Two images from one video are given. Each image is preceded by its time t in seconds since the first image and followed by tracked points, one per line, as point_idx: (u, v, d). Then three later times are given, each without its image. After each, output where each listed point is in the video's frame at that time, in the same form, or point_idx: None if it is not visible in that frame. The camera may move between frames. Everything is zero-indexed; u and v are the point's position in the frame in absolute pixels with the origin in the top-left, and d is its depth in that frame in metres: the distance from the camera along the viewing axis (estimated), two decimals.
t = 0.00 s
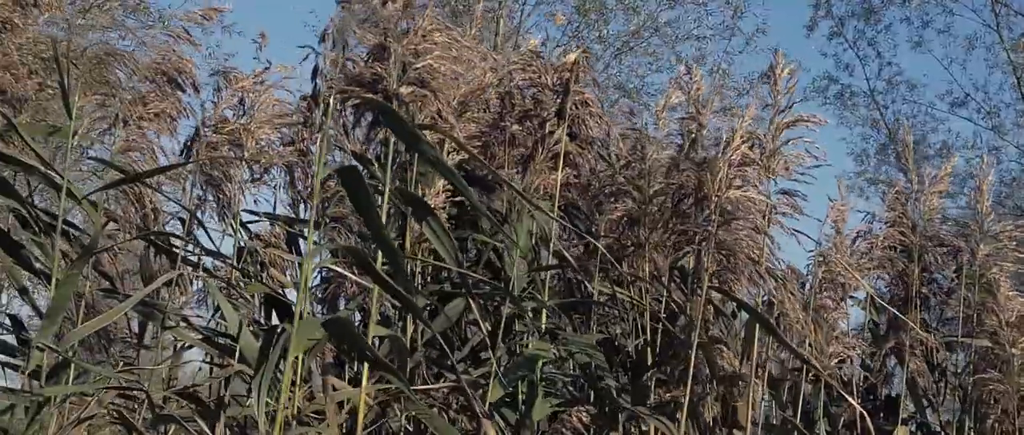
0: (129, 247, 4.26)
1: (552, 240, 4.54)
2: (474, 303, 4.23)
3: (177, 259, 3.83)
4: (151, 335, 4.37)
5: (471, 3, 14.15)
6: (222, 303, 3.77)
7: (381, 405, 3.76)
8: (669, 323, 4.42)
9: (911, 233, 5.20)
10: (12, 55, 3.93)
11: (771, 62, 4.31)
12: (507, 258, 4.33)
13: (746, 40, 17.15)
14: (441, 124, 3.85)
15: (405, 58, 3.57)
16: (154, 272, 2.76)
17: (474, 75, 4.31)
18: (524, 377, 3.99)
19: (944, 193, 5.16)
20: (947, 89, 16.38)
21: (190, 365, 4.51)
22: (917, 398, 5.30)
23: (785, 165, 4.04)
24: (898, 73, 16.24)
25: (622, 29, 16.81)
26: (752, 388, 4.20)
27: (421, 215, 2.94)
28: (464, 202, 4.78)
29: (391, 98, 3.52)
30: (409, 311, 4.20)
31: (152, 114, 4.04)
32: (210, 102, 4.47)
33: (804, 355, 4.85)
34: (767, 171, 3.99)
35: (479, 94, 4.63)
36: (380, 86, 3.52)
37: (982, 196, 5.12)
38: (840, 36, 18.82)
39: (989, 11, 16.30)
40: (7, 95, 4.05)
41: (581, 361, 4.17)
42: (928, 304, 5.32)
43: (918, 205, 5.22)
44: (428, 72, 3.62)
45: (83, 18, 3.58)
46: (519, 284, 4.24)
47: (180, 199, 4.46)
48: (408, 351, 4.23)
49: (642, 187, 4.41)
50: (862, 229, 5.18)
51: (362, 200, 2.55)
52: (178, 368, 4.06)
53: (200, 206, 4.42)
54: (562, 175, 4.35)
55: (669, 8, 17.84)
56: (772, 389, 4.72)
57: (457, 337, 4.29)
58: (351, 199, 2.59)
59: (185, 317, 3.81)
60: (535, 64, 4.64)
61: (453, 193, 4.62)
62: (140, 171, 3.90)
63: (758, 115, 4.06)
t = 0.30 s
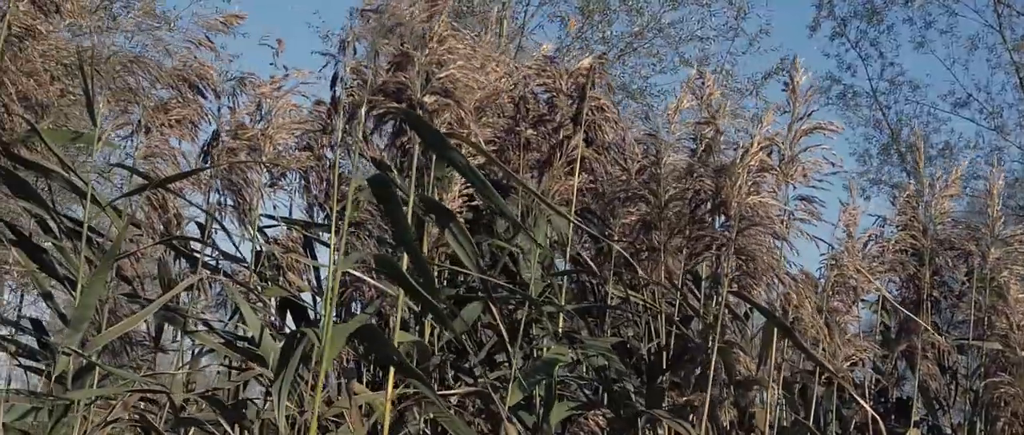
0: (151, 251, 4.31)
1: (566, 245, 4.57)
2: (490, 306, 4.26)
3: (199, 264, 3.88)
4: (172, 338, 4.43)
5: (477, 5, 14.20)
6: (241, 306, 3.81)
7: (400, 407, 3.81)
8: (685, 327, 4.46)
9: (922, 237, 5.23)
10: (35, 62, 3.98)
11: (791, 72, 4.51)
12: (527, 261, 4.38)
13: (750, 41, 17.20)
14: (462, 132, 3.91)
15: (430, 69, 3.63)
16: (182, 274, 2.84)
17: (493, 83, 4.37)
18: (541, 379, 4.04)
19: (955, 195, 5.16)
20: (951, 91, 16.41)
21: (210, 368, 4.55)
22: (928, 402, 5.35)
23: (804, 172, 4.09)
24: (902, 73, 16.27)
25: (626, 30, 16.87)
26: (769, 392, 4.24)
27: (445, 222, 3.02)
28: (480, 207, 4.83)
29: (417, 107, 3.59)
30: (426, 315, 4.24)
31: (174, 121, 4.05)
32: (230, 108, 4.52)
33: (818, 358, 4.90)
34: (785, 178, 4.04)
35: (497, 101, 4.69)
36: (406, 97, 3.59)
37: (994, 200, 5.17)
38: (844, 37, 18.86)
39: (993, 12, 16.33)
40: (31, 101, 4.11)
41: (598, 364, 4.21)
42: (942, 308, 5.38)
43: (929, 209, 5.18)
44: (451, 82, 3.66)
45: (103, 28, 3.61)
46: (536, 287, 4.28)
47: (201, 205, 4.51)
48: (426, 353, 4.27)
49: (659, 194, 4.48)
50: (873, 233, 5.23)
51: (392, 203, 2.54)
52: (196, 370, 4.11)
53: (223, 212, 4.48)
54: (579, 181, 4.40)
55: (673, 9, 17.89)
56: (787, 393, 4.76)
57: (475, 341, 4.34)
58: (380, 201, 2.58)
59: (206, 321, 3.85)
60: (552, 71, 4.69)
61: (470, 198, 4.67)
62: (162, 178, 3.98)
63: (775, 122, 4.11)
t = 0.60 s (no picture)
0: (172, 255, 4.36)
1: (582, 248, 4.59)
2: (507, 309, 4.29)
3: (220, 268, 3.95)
4: (192, 340, 4.46)
5: (481, 5, 14.16)
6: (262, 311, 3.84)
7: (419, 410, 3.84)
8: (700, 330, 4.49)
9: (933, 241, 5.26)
10: (58, 68, 4.00)
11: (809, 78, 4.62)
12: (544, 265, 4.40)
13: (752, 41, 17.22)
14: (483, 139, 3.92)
15: (454, 77, 3.65)
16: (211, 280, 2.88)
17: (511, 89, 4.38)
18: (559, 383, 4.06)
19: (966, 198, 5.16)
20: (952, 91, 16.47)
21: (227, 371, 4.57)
22: (939, 405, 5.38)
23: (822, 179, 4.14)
24: (904, 74, 16.31)
25: (628, 30, 16.87)
26: (786, 395, 4.27)
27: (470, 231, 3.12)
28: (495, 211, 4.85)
29: (440, 115, 3.60)
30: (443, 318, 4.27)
31: (196, 127, 4.14)
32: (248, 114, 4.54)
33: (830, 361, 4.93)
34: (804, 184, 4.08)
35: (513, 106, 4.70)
36: (429, 105, 3.61)
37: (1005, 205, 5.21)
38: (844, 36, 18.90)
39: (995, 11, 16.37)
40: (54, 107, 4.13)
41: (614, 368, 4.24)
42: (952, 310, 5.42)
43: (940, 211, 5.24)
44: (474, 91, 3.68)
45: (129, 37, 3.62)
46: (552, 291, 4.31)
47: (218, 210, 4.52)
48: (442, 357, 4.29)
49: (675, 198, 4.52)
50: (886, 237, 5.26)
51: (421, 207, 2.75)
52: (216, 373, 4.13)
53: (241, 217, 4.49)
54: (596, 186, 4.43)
55: (676, 9, 17.89)
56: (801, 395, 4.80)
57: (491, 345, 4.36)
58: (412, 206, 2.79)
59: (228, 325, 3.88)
60: (568, 77, 4.76)
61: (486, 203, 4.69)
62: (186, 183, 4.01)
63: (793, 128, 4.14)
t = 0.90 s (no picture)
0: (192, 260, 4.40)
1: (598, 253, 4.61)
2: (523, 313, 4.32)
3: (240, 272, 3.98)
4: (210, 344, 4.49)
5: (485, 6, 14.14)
6: (282, 315, 3.88)
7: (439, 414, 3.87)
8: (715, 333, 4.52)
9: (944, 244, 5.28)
10: (80, 74, 4.01)
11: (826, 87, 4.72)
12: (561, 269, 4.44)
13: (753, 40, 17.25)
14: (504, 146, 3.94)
15: (477, 86, 3.66)
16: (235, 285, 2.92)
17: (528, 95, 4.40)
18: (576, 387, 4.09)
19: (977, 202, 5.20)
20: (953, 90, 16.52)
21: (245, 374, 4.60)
22: (948, 405, 5.44)
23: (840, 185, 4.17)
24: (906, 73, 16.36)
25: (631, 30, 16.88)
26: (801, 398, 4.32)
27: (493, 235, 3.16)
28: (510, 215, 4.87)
29: (462, 123, 3.61)
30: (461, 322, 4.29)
31: (217, 133, 4.19)
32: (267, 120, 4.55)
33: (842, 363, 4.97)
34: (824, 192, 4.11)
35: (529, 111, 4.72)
36: (452, 113, 3.62)
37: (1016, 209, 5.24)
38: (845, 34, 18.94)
39: (996, 11, 16.45)
40: (75, 113, 4.16)
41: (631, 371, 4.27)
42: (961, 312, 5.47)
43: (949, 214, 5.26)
44: (496, 99, 3.70)
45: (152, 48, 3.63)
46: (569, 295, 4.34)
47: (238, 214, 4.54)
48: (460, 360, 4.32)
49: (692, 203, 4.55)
50: (898, 240, 5.28)
51: (446, 213, 2.87)
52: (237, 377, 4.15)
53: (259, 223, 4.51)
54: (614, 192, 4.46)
55: (678, 8, 17.89)
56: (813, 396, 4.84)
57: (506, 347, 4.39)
58: (437, 214, 2.92)
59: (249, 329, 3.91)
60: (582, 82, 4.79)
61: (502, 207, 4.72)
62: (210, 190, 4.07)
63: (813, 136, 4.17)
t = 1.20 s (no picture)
0: (210, 263, 4.44)
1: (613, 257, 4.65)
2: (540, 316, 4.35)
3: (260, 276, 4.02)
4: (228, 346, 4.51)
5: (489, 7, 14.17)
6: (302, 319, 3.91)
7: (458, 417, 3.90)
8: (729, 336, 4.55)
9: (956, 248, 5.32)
10: (101, 79, 4.05)
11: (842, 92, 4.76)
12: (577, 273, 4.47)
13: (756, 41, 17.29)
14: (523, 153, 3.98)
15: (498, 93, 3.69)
16: (261, 289, 2.96)
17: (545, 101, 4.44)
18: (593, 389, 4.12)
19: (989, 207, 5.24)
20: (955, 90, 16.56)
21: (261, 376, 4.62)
22: (958, 406, 5.47)
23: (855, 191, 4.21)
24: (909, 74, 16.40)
25: (634, 32, 16.91)
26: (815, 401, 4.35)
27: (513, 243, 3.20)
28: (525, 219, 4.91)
29: (484, 130, 3.65)
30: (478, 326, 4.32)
31: (236, 138, 4.26)
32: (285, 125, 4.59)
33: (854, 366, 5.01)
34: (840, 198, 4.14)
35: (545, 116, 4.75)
36: (473, 120, 3.66)
37: None
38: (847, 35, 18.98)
39: (998, 11, 16.51)
40: (95, 118, 4.21)
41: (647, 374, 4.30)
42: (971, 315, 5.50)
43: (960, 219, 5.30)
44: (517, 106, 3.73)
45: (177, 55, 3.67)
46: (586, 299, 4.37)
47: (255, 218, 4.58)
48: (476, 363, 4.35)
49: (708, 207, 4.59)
50: (909, 244, 5.32)
51: (472, 220, 2.92)
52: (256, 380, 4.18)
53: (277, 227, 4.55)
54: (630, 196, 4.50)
55: (681, 9, 17.93)
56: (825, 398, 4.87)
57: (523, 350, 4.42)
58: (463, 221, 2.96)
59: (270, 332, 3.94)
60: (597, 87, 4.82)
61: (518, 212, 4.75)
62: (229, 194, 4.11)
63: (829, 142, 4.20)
